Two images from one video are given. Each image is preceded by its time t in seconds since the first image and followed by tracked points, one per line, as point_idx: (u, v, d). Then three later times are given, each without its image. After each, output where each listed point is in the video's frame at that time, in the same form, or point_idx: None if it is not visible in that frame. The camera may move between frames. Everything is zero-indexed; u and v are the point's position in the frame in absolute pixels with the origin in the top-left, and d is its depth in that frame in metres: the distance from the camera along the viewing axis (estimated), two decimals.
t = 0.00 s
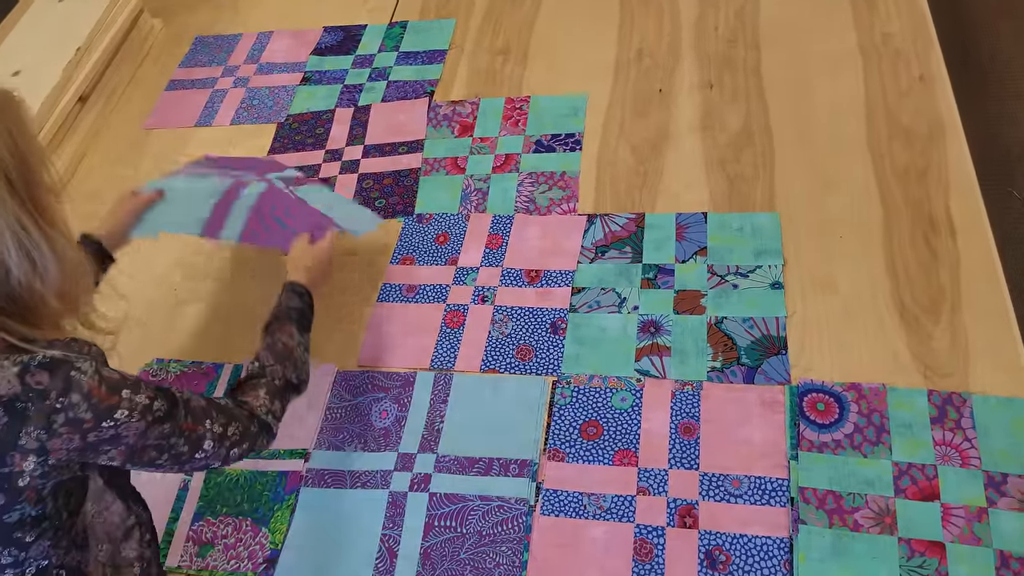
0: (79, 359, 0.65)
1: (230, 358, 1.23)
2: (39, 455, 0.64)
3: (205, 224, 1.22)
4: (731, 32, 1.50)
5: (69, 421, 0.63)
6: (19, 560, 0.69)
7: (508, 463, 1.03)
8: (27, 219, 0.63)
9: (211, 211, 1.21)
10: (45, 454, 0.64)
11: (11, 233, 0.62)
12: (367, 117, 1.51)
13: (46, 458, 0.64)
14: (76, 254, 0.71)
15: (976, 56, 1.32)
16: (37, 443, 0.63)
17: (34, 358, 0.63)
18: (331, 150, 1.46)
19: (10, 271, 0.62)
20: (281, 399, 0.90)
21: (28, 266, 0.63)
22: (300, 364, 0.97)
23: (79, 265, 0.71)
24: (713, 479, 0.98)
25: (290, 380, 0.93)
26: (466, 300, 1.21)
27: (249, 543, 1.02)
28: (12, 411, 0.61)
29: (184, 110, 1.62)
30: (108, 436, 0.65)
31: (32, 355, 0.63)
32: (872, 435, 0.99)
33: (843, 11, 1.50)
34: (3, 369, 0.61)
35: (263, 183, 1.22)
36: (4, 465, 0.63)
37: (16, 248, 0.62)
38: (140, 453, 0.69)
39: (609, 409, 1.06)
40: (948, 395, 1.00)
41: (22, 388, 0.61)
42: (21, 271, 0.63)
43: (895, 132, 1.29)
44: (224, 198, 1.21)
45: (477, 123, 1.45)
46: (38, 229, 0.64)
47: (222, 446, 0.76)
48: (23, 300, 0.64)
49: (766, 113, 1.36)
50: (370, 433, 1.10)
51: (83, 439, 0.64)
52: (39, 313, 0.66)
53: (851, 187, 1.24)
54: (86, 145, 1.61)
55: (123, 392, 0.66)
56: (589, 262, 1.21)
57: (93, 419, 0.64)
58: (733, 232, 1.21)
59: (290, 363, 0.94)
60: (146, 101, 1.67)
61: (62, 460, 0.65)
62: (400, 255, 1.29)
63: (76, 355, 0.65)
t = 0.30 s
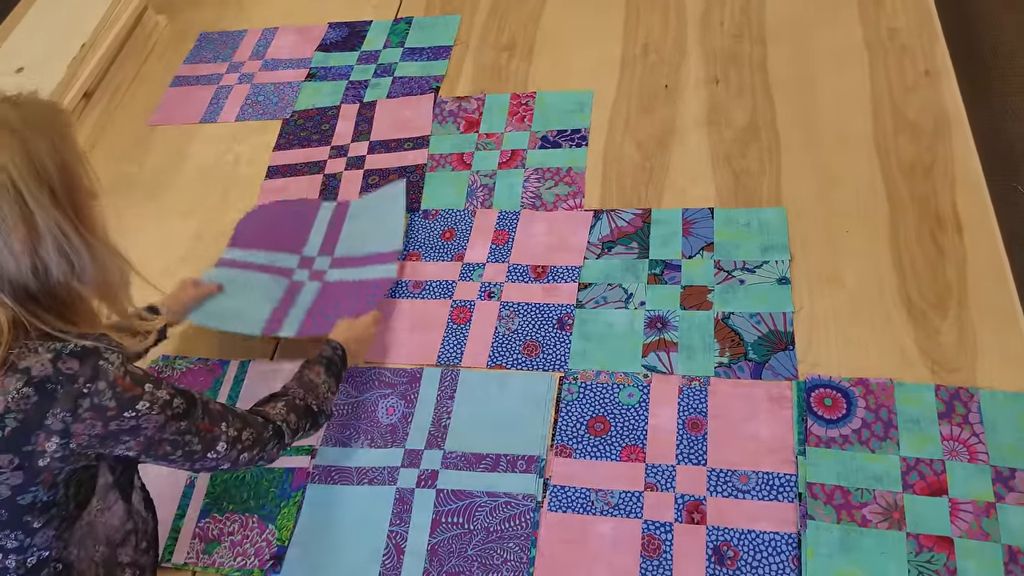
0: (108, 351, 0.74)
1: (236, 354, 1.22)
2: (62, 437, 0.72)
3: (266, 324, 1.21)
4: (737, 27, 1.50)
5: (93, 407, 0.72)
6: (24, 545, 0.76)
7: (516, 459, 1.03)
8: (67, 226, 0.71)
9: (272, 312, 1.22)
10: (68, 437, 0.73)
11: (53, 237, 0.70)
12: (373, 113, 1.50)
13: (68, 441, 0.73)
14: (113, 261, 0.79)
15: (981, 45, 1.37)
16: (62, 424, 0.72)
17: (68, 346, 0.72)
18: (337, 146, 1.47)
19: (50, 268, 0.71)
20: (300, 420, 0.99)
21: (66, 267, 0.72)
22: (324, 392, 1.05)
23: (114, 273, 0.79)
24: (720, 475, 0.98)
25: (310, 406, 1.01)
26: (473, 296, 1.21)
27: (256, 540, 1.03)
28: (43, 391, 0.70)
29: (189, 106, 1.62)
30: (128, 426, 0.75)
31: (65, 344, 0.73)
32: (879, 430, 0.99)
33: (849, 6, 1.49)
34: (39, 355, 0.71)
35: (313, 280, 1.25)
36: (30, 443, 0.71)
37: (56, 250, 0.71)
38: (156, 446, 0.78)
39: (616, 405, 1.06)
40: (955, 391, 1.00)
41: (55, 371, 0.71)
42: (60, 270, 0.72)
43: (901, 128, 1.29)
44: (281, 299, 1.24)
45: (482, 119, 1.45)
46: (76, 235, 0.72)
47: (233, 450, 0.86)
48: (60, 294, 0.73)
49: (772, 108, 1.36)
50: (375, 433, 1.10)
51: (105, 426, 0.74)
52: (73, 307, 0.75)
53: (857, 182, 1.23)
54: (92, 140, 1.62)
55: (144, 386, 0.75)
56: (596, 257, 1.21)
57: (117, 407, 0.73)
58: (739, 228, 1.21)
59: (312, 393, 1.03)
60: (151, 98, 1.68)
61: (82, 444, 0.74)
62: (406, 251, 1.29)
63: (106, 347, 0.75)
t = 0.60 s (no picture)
0: (115, 347, 0.76)
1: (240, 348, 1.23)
2: (65, 431, 0.74)
3: (273, 340, 1.22)
4: (741, 24, 1.50)
5: (98, 402, 0.74)
6: (26, 537, 0.77)
7: (518, 455, 1.04)
8: (82, 220, 0.71)
9: (278, 327, 1.23)
10: (72, 432, 0.74)
11: (66, 231, 0.70)
12: (377, 110, 1.51)
13: (72, 435, 0.74)
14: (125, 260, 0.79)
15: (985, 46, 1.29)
16: (67, 419, 0.73)
17: (76, 342, 0.73)
18: (341, 143, 1.47)
19: (61, 262, 0.71)
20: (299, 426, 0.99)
21: (78, 261, 0.72)
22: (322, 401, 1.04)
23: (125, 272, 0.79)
24: (723, 470, 0.98)
25: (310, 414, 1.01)
26: (476, 293, 1.21)
27: (260, 533, 1.03)
28: (49, 385, 0.72)
29: (194, 103, 1.63)
30: (132, 423, 0.76)
31: (73, 339, 0.73)
32: (882, 426, 0.99)
33: (853, 3, 1.49)
34: (47, 348, 0.72)
35: (317, 291, 1.26)
36: (34, 436, 0.72)
37: (69, 244, 0.71)
38: (158, 445, 0.80)
39: (619, 401, 1.06)
40: (958, 387, 1.00)
41: (62, 366, 0.72)
42: (72, 265, 0.72)
43: (905, 124, 1.29)
44: (287, 312, 1.25)
45: (486, 116, 1.46)
46: (90, 230, 0.72)
47: (233, 455, 0.88)
48: (70, 290, 0.73)
49: (776, 105, 1.36)
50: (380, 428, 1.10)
51: (108, 422, 0.75)
52: (82, 303, 0.75)
53: (861, 179, 1.23)
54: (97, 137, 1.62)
55: (150, 384, 0.77)
56: (599, 254, 1.22)
57: (121, 403, 0.75)
58: (743, 224, 1.21)
59: (310, 401, 1.03)
60: (156, 94, 1.68)
61: (85, 440, 0.76)
62: (410, 247, 1.29)
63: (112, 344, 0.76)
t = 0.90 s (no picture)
0: (98, 357, 0.68)
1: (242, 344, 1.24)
2: (40, 447, 0.67)
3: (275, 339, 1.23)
4: (742, 25, 1.51)
5: (74, 416, 0.66)
6: (18, 545, 0.73)
7: (517, 451, 1.05)
8: (60, 214, 0.62)
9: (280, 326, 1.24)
10: (47, 447, 0.67)
11: (40, 225, 0.61)
12: (379, 109, 1.52)
13: (47, 451, 0.67)
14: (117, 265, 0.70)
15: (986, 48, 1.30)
16: (41, 433, 0.66)
17: (55, 350, 0.67)
18: (344, 141, 1.48)
19: (31, 258, 0.62)
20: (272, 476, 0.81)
21: (51, 258, 0.63)
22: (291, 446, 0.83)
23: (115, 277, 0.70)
24: (719, 467, 0.99)
25: (283, 461, 0.82)
26: (476, 290, 1.22)
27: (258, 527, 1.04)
28: (24, 396, 0.66)
29: (198, 101, 1.64)
30: (109, 444, 0.67)
31: (52, 346, 0.67)
32: (877, 424, 1.00)
33: (853, 4, 1.50)
34: (24, 356, 0.66)
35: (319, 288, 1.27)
36: (8, 449, 0.66)
37: (41, 238, 0.62)
38: (136, 478, 0.68)
39: (617, 397, 1.07)
40: (954, 386, 1.01)
41: (37, 376, 0.66)
42: (43, 261, 0.63)
43: (904, 126, 1.29)
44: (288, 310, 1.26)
45: (488, 115, 1.47)
46: (71, 226, 0.63)
47: (213, 505, 0.73)
48: (42, 288, 0.65)
49: (776, 105, 1.37)
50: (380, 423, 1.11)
51: (84, 440, 0.67)
52: (60, 301, 0.67)
53: (859, 180, 1.24)
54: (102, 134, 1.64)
55: (132, 400, 0.68)
56: (598, 252, 1.23)
57: (98, 418, 0.67)
58: (741, 223, 1.22)
59: (279, 441, 0.82)
60: (161, 92, 1.69)
61: (63, 457, 0.68)
62: (411, 245, 1.30)
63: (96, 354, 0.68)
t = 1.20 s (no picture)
0: (114, 396, 0.67)
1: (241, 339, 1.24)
2: (59, 487, 0.66)
3: (274, 333, 1.24)
4: (743, 27, 1.51)
5: (93, 457, 0.65)
6: None
7: (512, 448, 1.05)
8: (84, 238, 0.63)
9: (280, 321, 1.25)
10: (66, 488, 0.66)
11: (66, 250, 0.62)
12: (381, 107, 1.53)
13: (66, 492, 0.66)
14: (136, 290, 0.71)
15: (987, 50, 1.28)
16: (60, 476, 0.65)
17: (71, 389, 0.65)
18: (345, 139, 1.49)
19: (56, 283, 0.63)
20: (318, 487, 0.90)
21: (75, 283, 0.64)
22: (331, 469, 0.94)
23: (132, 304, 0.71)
24: (713, 466, 1.00)
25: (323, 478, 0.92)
26: (475, 288, 1.23)
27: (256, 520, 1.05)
28: (38, 440, 0.64)
29: (201, 98, 1.65)
30: (133, 478, 0.68)
31: (68, 385, 0.65)
32: (871, 424, 1.00)
33: (853, 7, 1.50)
34: (38, 397, 0.64)
35: (319, 284, 1.28)
36: (27, 493, 0.65)
37: (66, 263, 0.62)
38: (168, 503, 0.71)
39: (613, 396, 1.08)
40: (948, 387, 1.01)
41: (52, 419, 0.64)
42: (67, 287, 0.63)
43: (903, 128, 1.30)
44: (288, 306, 1.27)
45: (489, 115, 1.47)
46: (94, 250, 0.64)
47: (255, 509, 0.79)
48: (64, 315, 0.65)
49: (775, 107, 1.37)
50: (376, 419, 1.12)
51: (106, 478, 0.67)
52: (79, 329, 0.67)
53: (857, 182, 1.24)
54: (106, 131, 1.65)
55: (153, 435, 0.68)
56: (596, 252, 1.23)
57: (119, 458, 0.66)
58: (739, 225, 1.22)
59: (318, 464, 0.94)
60: (165, 88, 1.70)
61: (83, 496, 0.67)
62: (411, 242, 1.31)
63: (112, 392, 0.67)
